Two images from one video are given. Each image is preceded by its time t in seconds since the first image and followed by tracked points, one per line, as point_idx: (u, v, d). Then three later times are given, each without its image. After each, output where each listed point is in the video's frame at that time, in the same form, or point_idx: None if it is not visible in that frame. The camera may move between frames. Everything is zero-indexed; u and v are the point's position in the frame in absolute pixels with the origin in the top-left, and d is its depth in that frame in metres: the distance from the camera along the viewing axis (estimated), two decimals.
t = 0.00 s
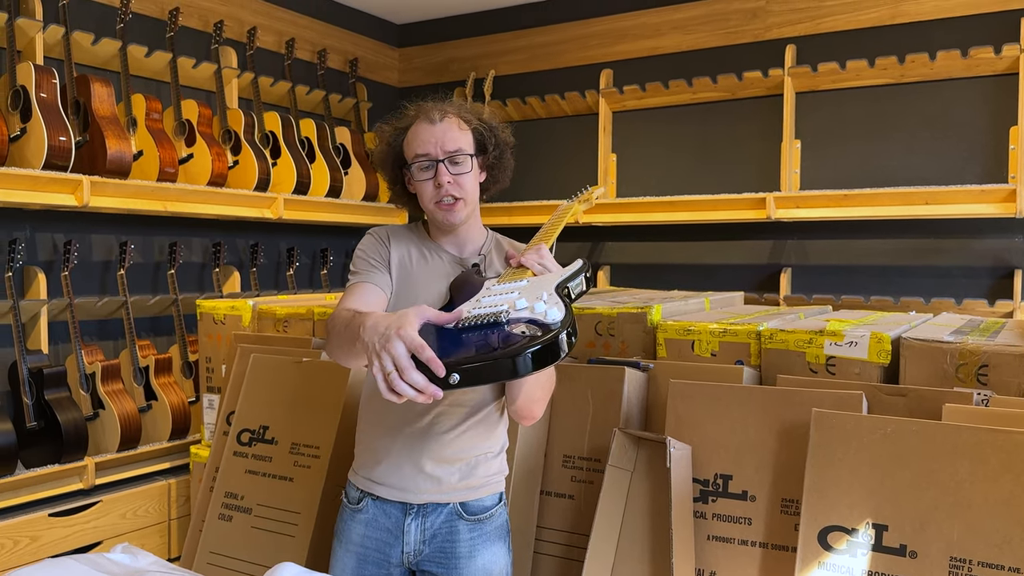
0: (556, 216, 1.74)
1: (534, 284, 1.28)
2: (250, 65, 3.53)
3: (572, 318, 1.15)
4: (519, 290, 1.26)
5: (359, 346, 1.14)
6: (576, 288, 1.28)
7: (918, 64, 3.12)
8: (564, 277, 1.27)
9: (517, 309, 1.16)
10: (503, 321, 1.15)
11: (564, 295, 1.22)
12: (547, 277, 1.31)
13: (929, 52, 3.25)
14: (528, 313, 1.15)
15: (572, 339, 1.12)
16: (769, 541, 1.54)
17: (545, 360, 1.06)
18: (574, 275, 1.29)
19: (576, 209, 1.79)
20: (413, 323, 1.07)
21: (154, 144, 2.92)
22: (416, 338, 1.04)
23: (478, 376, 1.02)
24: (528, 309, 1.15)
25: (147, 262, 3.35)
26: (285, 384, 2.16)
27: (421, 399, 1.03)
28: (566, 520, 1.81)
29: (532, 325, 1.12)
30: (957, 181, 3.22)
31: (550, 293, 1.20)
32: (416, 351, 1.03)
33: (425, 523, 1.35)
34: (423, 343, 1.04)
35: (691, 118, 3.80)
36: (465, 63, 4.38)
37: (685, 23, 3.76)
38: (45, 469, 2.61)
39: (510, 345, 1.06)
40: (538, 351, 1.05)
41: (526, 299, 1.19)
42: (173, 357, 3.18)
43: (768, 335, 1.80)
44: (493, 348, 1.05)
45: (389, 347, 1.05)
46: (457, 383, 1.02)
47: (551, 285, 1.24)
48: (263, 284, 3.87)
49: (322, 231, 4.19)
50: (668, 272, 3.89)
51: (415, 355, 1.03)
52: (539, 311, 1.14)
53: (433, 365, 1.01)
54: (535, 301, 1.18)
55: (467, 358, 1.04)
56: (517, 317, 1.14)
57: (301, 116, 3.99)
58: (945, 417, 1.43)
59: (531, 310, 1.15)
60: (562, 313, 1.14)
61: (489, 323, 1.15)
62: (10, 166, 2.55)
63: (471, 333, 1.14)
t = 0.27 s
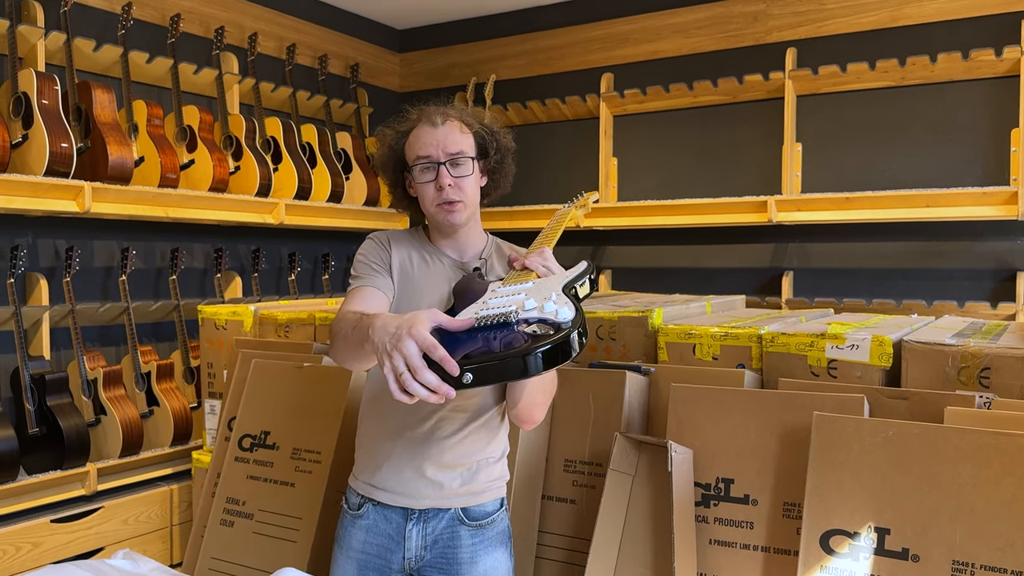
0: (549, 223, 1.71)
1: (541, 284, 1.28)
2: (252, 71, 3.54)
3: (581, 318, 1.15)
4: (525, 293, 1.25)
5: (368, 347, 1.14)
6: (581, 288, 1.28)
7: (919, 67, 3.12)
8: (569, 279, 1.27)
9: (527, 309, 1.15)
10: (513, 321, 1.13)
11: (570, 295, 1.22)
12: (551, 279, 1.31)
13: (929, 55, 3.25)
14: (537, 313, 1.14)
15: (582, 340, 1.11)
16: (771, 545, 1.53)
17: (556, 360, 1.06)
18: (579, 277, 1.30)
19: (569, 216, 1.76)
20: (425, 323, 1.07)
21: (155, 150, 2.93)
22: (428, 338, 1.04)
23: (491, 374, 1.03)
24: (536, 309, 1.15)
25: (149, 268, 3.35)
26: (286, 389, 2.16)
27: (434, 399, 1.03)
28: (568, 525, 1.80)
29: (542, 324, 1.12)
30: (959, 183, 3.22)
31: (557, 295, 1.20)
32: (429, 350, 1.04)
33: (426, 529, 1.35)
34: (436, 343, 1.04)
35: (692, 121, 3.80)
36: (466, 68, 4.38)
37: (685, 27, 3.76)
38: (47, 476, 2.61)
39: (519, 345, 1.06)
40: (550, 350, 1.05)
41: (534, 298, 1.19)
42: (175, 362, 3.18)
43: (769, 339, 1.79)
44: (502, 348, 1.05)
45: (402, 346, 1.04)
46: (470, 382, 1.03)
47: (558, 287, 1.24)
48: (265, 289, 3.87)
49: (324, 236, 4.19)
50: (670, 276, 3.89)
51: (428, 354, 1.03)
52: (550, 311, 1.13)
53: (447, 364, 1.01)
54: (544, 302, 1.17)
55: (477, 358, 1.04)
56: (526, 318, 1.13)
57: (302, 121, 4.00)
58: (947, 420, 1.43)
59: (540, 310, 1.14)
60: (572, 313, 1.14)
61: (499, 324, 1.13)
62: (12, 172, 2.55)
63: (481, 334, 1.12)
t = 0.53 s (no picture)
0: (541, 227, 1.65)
1: (540, 289, 1.28)
2: (253, 77, 3.55)
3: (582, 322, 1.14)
4: (523, 298, 1.25)
5: (369, 356, 1.14)
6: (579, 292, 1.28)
7: (919, 69, 3.12)
8: (567, 283, 1.28)
9: (526, 315, 1.15)
10: (512, 327, 1.13)
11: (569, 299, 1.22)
12: (549, 282, 1.31)
13: (929, 57, 3.25)
14: (537, 319, 1.14)
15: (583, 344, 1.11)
16: (772, 548, 1.53)
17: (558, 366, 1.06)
18: (577, 280, 1.30)
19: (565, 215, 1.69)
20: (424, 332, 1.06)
21: (157, 156, 2.94)
22: (429, 347, 1.04)
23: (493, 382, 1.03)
24: (535, 314, 1.15)
25: (150, 274, 3.36)
26: (287, 394, 2.16)
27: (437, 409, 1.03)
28: (569, 529, 1.80)
29: (543, 330, 1.12)
30: (960, 185, 3.22)
31: (556, 300, 1.20)
32: (430, 360, 1.03)
33: (428, 534, 1.35)
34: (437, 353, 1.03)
35: (692, 125, 3.81)
36: (466, 72, 4.39)
37: (685, 30, 3.77)
38: (50, 481, 2.61)
39: (520, 352, 1.07)
40: (550, 357, 1.05)
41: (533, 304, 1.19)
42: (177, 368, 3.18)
43: (770, 342, 1.79)
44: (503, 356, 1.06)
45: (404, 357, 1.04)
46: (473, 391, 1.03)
47: (556, 291, 1.24)
48: (267, 294, 3.88)
49: (325, 240, 4.19)
50: (671, 279, 3.89)
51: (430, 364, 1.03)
52: (550, 316, 1.13)
53: (450, 373, 1.01)
54: (543, 307, 1.18)
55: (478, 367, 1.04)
56: (526, 324, 1.13)
57: (303, 126, 4.01)
58: (947, 423, 1.43)
59: (540, 316, 1.14)
60: (572, 318, 1.13)
61: (497, 331, 1.14)
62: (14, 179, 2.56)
63: (481, 341, 1.12)
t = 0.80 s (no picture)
0: (517, 232, 1.64)
1: (531, 296, 1.32)
2: (253, 82, 3.56)
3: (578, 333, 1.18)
4: (516, 305, 1.29)
5: (367, 366, 1.14)
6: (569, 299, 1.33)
7: (919, 71, 3.12)
8: (559, 291, 1.32)
9: (523, 325, 1.19)
10: (510, 339, 1.16)
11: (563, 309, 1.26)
12: (540, 286, 1.35)
13: (929, 58, 3.25)
14: (534, 330, 1.18)
15: (581, 356, 1.14)
16: (771, 551, 1.53)
17: (558, 381, 1.09)
18: (567, 284, 1.35)
19: (538, 214, 1.67)
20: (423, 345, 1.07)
21: (158, 161, 2.95)
22: (430, 361, 1.05)
23: (494, 398, 1.06)
24: (531, 327, 1.18)
25: (152, 278, 3.37)
26: (288, 398, 2.17)
27: (438, 422, 1.04)
28: (570, 533, 1.80)
29: (541, 342, 1.14)
30: (960, 187, 3.21)
31: (550, 308, 1.24)
32: (432, 374, 1.04)
33: (429, 538, 1.35)
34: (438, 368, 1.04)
35: (692, 127, 3.81)
36: (467, 76, 4.40)
37: (685, 33, 3.77)
38: (52, 486, 2.62)
39: (519, 366, 1.09)
40: (551, 372, 1.08)
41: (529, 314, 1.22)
42: (179, 372, 3.19)
43: (769, 344, 1.79)
44: (503, 372, 1.08)
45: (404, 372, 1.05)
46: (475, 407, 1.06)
47: (549, 299, 1.29)
48: (268, 298, 3.89)
49: (326, 244, 4.20)
50: (672, 281, 3.89)
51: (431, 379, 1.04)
52: (547, 329, 1.17)
53: (452, 388, 1.03)
54: (539, 317, 1.22)
55: (479, 382, 1.07)
56: (524, 335, 1.17)
57: (304, 131, 4.02)
58: (946, 424, 1.43)
59: (537, 327, 1.18)
60: (569, 329, 1.17)
61: (495, 341, 1.17)
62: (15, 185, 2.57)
63: (480, 352, 1.15)
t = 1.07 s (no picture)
0: (516, 236, 1.65)
1: (527, 299, 1.32)
2: (254, 86, 3.57)
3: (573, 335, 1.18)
4: (512, 308, 1.29)
5: (364, 373, 1.14)
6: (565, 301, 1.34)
7: (919, 72, 3.12)
8: (555, 294, 1.32)
9: (518, 329, 1.19)
10: (506, 342, 1.16)
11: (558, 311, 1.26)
12: (537, 290, 1.35)
13: (929, 60, 3.25)
14: (530, 333, 1.18)
15: (576, 358, 1.14)
16: (771, 553, 1.53)
17: (553, 383, 1.09)
18: (563, 287, 1.35)
19: (537, 219, 1.69)
20: (417, 350, 1.07)
21: (159, 165, 2.96)
22: (425, 365, 1.05)
23: (489, 402, 1.06)
24: (525, 329, 1.18)
25: (153, 283, 3.38)
26: (289, 402, 2.17)
27: (434, 427, 1.04)
28: (570, 536, 1.80)
29: (536, 344, 1.15)
30: (961, 188, 3.21)
31: (546, 311, 1.24)
32: (427, 378, 1.05)
33: (430, 541, 1.35)
34: (433, 373, 1.05)
35: (693, 130, 3.81)
36: (467, 79, 4.41)
37: (685, 36, 3.78)
38: (54, 491, 2.62)
39: (514, 369, 1.09)
40: (546, 375, 1.08)
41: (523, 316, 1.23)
42: (180, 377, 3.19)
43: (769, 347, 1.79)
44: (499, 376, 1.08)
45: (399, 377, 1.05)
46: (469, 411, 1.06)
47: (545, 302, 1.29)
48: (270, 302, 3.89)
49: (328, 248, 4.21)
50: (673, 284, 3.89)
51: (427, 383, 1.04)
52: (542, 331, 1.17)
53: (448, 392, 1.03)
54: (534, 319, 1.21)
55: (475, 387, 1.07)
56: (519, 338, 1.16)
57: (305, 135, 4.03)
58: (946, 426, 1.43)
59: (532, 329, 1.18)
60: (565, 332, 1.17)
61: (491, 345, 1.17)
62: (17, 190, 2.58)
63: (475, 356, 1.15)
